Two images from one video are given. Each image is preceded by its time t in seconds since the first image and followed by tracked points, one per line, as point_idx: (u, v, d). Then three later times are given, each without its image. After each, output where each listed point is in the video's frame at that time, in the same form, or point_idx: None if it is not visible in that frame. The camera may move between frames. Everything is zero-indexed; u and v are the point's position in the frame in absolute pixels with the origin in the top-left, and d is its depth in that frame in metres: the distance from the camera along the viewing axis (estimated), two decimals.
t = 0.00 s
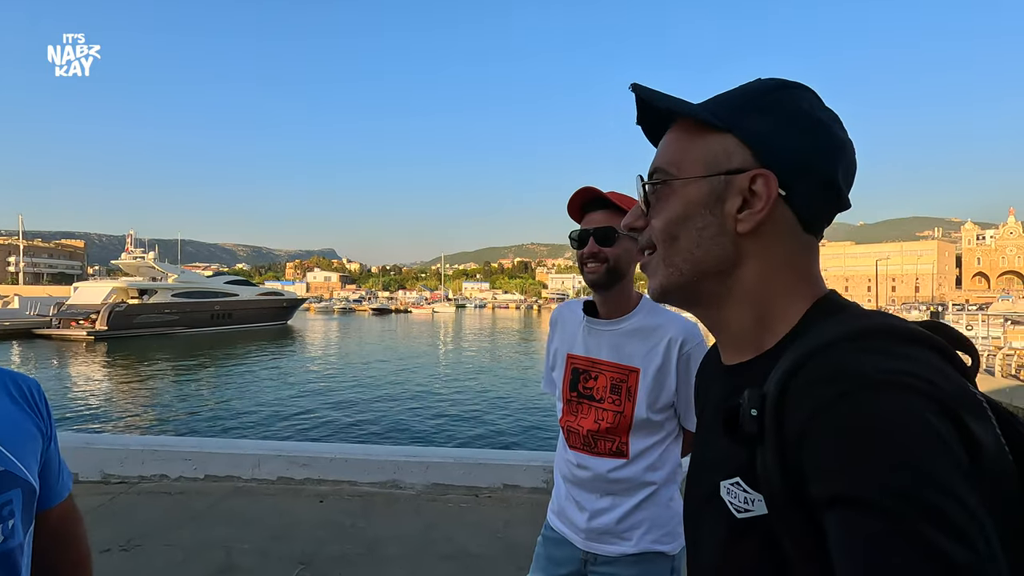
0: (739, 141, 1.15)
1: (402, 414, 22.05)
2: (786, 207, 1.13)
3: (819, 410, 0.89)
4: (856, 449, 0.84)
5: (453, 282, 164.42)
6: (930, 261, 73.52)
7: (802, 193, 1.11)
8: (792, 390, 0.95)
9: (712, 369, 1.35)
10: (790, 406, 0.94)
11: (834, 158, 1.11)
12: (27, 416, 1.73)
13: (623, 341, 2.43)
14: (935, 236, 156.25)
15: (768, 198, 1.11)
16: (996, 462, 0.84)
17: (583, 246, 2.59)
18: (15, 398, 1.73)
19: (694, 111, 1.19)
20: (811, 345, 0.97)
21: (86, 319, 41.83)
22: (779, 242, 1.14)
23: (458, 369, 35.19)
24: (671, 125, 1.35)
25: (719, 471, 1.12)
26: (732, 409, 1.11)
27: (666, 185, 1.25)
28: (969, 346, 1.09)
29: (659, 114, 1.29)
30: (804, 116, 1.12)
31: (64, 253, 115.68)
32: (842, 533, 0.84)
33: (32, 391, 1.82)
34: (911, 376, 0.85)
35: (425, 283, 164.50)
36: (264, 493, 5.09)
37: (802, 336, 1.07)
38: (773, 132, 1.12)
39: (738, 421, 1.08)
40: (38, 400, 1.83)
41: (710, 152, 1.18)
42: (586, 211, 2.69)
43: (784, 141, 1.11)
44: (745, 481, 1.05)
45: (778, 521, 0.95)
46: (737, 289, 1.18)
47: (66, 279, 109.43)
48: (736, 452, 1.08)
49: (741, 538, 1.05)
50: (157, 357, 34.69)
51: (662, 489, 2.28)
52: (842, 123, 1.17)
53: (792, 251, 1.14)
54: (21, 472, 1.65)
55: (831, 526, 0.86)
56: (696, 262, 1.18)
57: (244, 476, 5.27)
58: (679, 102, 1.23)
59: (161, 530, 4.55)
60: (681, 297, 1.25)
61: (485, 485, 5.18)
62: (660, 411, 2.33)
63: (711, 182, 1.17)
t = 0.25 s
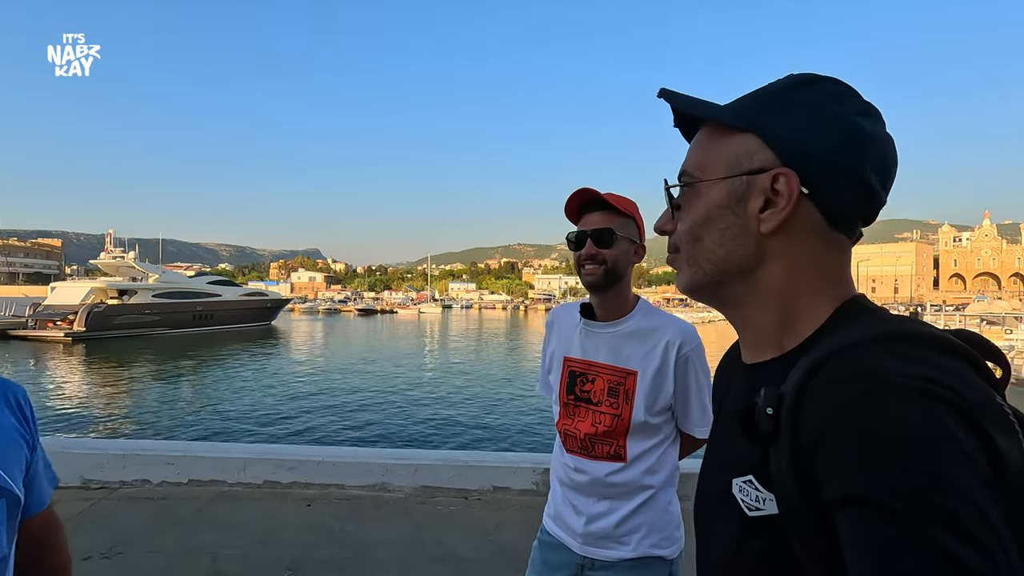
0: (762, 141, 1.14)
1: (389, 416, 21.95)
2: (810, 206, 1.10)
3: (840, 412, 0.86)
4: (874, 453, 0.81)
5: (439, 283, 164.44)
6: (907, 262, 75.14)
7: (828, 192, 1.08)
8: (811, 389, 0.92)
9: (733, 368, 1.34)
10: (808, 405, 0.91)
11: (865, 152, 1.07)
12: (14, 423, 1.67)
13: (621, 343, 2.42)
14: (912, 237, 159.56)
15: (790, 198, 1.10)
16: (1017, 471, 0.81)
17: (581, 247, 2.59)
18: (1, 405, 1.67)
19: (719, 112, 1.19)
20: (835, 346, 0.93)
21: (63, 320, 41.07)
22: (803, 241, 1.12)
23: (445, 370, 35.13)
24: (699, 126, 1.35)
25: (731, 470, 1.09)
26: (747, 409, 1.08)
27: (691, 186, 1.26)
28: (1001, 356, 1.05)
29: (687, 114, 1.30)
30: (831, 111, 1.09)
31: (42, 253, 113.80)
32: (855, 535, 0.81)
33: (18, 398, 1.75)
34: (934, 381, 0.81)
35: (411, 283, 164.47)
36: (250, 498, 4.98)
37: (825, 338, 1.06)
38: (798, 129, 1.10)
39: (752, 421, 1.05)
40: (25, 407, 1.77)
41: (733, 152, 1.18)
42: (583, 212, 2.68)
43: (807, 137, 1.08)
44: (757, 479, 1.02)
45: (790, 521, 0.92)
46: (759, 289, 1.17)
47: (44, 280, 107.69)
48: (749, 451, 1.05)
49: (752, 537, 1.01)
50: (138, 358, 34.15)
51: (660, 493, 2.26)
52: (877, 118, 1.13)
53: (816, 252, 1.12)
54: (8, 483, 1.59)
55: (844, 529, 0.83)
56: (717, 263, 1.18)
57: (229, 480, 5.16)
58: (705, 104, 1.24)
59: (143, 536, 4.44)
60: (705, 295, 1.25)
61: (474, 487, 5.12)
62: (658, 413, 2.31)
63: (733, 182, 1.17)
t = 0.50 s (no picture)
0: (775, 142, 1.13)
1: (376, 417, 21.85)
2: (826, 208, 1.09)
3: (863, 421, 0.85)
4: (900, 464, 0.79)
5: (427, 283, 164.46)
6: (889, 263, 76.38)
7: (841, 193, 1.06)
8: (832, 398, 0.90)
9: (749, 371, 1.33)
10: (830, 412, 0.90)
11: (881, 154, 1.05)
12: None
13: (616, 346, 2.40)
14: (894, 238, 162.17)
15: (803, 199, 1.09)
16: None
17: (578, 249, 2.57)
18: None
19: (731, 114, 1.20)
20: (856, 353, 0.92)
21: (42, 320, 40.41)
22: (818, 245, 1.11)
23: (433, 371, 35.02)
24: (711, 129, 1.36)
25: (746, 475, 1.08)
26: (763, 415, 1.07)
27: (703, 190, 1.26)
28: None
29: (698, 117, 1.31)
30: (845, 112, 1.08)
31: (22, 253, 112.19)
32: (876, 550, 0.79)
33: None
34: (961, 395, 0.80)
35: (398, 284, 164.43)
36: (236, 502, 4.88)
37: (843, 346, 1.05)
38: (810, 129, 1.09)
39: (769, 427, 1.04)
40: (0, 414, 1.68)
41: (745, 154, 1.18)
42: (580, 213, 2.66)
43: (818, 138, 1.07)
44: (773, 485, 1.01)
45: (808, 528, 0.91)
46: (773, 293, 1.16)
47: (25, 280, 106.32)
48: (766, 457, 1.04)
49: (766, 543, 1.01)
50: (120, 359, 33.67)
51: (656, 497, 2.24)
52: (893, 117, 1.11)
53: (831, 256, 1.11)
54: None
55: (865, 544, 0.81)
56: (731, 265, 1.18)
57: (214, 485, 5.03)
58: (716, 107, 1.25)
59: (125, 544, 4.33)
60: (719, 298, 1.26)
61: (463, 489, 5.03)
62: (653, 416, 2.29)
63: (744, 184, 1.18)
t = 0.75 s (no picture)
0: (778, 144, 1.16)
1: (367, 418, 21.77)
2: (835, 202, 1.09)
3: (895, 427, 0.88)
4: (935, 472, 0.81)
5: (416, 283, 164.46)
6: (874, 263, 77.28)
7: (847, 187, 1.06)
8: (862, 404, 0.93)
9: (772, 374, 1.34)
10: (859, 419, 0.93)
11: (886, 140, 1.04)
12: None
13: (617, 346, 2.39)
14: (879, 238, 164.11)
15: (809, 198, 1.10)
16: None
17: (582, 248, 2.56)
18: None
19: (739, 122, 1.24)
20: (883, 359, 0.95)
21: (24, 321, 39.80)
22: (832, 241, 1.11)
23: (424, 372, 34.96)
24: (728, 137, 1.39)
25: (771, 481, 1.11)
26: (791, 420, 1.10)
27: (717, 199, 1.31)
28: None
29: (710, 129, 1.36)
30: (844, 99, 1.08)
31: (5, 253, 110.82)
32: (909, 559, 0.81)
33: None
34: (995, 399, 0.82)
35: (388, 284, 164.45)
36: (225, 506, 4.82)
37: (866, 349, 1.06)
38: (811, 129, 1.10)
39: (796, 431, 1.07)
40: None
41: (753, 158, 1.21)
42: (584, 212, 2.65)
43: (820, 134, 1.08)
44: (800, 492, 1.04)
45: (837, 535, 0.95)
46: (789, 295, 1.18)
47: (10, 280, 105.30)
48: (790, 461, 1.08)
49: (793, 550, 1.04)
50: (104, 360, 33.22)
51: (656, 498, 2.22)
52: (900, 103, 1.09)
53: (846, 252, 1.11)
54: None
55: (900, 554, 0.83)
56: (749, 270, 1.22)
57: (204, 488, 4.97)
58: (726, 116, 1.29)
59: (113, 548, 4.26)
60: (744, 305, 1.28)
61: (456, 491, 5.02)
62: (654, 417, 2.28)
63: (755, 188, 1.20)
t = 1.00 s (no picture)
0: (825, 133, 1.13)
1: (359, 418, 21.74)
2: (883, 201, 1.11)
3: (914, 420, 0.88)
4: (948, 468, 0.82)
5: (409, 282, 164.43)
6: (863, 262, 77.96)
7: (901, 183, 1.08)
8: (874, 401, 0.95)
9: (785, 373, 1.36)
10: (872, 416, 0.94)
11: (928, 141, 1.09)
12: None
13: (615, 343, 2.39)
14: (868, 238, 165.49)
15: (864, 192, 1.09)
16: None
17: (583, 245, 2.55)
18: None
19: (773, 105, 1.18)
20: (907, 352, 0.95)
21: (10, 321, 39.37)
22: (871, 238, 1.12)
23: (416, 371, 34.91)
24: (739, 121, 1.35)
25: (783, 480, 1.12)
26: (804, 416, 1.10)
27: (745, 186, 1.25)
28: None
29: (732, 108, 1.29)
30: (891, 96, 1.12)
31: None
32: (926, 555, 0.82)
33: None
34: (1014, 393, 0.83)
35: (380, 283, 164.44)
36: (217, 506, 4.77)
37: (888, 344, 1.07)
38: (859, 123, 1.10)
39: (810, 427, 1.08)
40: None
41: (795, 145, 1.17)
42: (583, 210, 2.66)
43: (870, 130, 1.09)
44: (814, 488, 1.05)
45: (851, 532, 0.96)
46: (824, 293, 1.16)
47: None
48: (805, 457, 1.08)
49: (805, 546, 1.05)
50: (92, 360, 32.91)
51: (655, 495, 2.23)
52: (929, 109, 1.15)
53: (884, 250, 1.12)
54: None
55: (915, 549, 0.84)
56: (783, 264, 1.17)
57: (195, 489, 4.92)
58: (755, 96, 1.23)
59: (104, 549, 4.21)
60: (765, 299, 1.24)
61: (451, 490, 5.01)
62: (652, 414, 2.29)
63: (797, 177, 1.16)
